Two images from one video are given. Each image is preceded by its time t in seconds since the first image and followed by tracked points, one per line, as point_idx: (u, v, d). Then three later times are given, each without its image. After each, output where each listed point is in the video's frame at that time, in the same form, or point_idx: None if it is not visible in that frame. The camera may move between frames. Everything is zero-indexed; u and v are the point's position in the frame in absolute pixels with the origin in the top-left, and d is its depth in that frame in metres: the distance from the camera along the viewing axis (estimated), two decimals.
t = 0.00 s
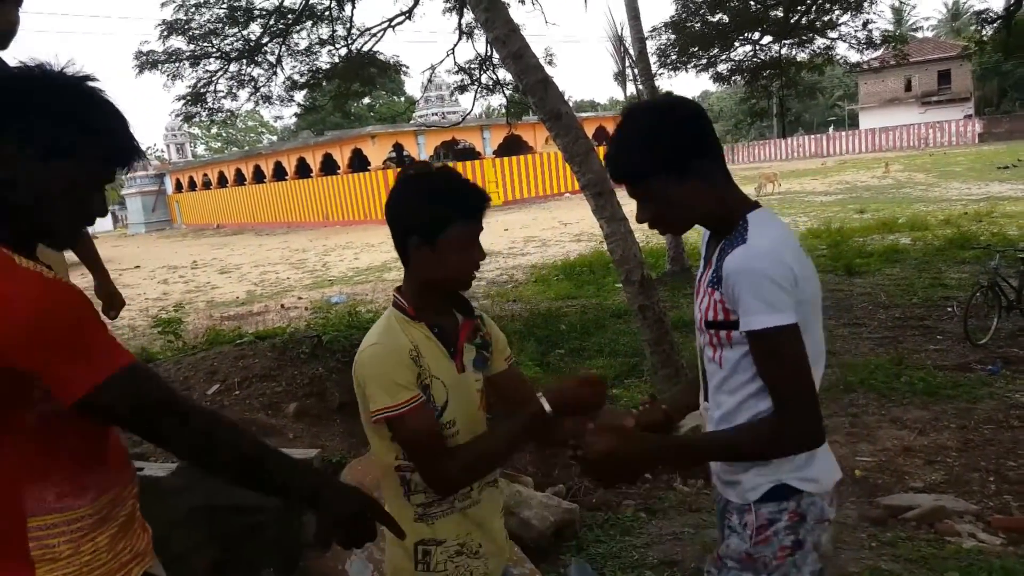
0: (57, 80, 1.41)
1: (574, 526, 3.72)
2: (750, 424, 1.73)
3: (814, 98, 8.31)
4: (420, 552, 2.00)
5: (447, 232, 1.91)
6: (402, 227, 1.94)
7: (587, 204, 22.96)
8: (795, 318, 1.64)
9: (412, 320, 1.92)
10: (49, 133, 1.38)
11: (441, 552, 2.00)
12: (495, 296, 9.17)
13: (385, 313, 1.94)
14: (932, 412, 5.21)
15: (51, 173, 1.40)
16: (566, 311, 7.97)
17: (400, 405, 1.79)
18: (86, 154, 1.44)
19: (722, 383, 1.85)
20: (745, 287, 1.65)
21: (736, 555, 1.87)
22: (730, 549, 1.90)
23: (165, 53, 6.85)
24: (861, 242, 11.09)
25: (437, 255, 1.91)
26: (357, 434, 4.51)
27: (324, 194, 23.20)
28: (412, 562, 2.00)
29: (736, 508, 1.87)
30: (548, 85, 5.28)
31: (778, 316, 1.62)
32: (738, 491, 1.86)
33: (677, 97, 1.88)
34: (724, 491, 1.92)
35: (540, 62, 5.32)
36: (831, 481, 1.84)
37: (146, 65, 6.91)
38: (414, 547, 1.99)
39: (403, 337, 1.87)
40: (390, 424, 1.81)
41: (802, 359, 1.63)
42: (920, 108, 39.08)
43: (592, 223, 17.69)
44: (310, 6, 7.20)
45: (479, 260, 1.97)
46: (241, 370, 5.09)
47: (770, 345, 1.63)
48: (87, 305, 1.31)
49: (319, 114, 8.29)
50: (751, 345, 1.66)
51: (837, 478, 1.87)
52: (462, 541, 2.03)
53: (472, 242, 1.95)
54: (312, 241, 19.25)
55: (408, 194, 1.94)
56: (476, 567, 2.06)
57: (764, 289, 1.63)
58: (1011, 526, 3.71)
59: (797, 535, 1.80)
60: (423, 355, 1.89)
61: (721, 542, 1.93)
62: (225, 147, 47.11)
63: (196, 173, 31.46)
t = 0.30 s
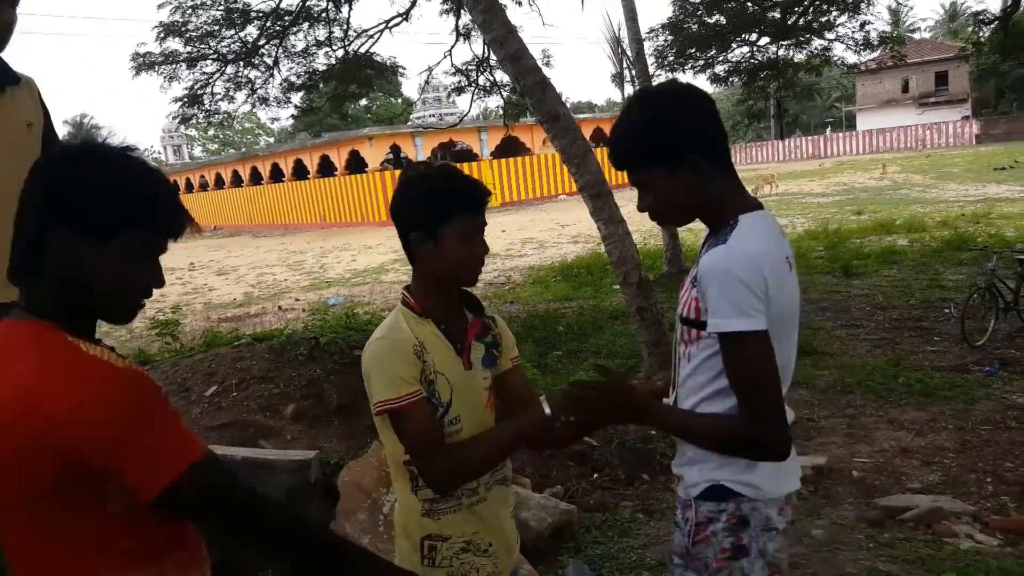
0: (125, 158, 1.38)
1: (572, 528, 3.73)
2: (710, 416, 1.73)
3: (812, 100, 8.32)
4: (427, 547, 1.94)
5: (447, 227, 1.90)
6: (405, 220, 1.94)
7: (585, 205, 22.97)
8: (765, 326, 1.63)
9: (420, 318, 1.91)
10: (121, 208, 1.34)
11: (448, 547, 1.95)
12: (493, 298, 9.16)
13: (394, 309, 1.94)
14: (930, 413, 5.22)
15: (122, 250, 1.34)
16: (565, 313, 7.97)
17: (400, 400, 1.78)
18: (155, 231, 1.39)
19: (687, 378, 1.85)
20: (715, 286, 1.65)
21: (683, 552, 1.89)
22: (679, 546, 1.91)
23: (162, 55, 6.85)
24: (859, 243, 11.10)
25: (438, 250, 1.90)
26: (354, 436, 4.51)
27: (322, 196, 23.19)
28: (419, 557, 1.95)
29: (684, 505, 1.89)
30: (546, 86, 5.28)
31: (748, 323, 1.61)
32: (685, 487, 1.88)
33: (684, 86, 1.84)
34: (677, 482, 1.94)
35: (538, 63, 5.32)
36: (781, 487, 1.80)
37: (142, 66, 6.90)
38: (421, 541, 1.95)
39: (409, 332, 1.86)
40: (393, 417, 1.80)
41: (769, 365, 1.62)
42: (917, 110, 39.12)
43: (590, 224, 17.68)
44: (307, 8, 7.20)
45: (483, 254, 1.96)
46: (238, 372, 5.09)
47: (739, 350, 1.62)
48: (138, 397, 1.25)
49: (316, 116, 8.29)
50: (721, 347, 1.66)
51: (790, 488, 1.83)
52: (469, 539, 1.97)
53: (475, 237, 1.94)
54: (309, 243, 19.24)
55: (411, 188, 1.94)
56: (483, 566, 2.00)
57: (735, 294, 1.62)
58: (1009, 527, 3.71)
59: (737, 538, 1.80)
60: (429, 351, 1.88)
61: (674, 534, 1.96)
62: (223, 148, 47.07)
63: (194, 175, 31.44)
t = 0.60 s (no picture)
0: (152, 160, 1.29)
1: (567, 529, 3.75)
2: (710, 416, 1.76)
3: (806, 101, 8.35)
4: (429, 547, 1.96)
5: (446, 224, 1.91)
6: (405, 223, 1.96)
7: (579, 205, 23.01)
8: (772, 331, 1.65)
9: (423, 316, 1.93)
10: (136, 213, 1.25)
11: (450, 548, 1.96)
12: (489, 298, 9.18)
13: (397, 307, 1.96)
14: (922, 413, 5.25)
15: (154, 252, 1.26)
16: (560, 313, 8.00)
17: (404, 394, 1.78)
18: (186, 238, 1.29)
19: (691, 382, 1.86)
20: (726, 290, 1.67)
21: (679, 549, 1.91)
22: (676, 543, 1.93)
23: (156, 55, 6.86)
24: (853, 244, 11.14)
25: (438, 250, 1.92)
26: (349, 437, 4.53)
27: (317, 196, 23.18)
28: (421, 557, 1.96)
29: (684, 503, 1.90)
30: (541, 87, 5.29)
31: (757, 325, 1.63)
32: (686, 485, 1.89)
33: (694, 105, 1.88)
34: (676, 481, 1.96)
35: (533, 65, 5.34)
36: (778, 488, 1.82)
37: (136, 66, 6.91)
38: (424, 542, 1.96)
39: (413, 330, 1.88)
40: (397, 412, 1.79)
41: (774, 368, 1.64)
42: (911, 111, 39.23)
43: (585, 225, 17.69)
44: (302, 8, 7.21)
45: (483, 250, 1.97)
46: (233, 373, 5.11)
47: (747, 353, 1.64)
48: (179, 421, 1.19)
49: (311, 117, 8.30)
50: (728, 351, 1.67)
51: (786, 489, 1.85)
52: (471, 539, 1.98)
53: (474, 233, 1.95)
54: (304, 243, 19.23)
55: (409, 191, 1.96)
56: (484, 566, 2.01)
57: (744, 298, 1.64)
58: (1001, 526, 3.74)
59: (734, 535, 1.82)
60: (433, 348, 1.90)
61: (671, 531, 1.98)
62: (217, 148, 46.98)
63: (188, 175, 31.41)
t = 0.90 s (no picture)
0: (153, 158, 1.27)
1: (560, 532, 3.76)
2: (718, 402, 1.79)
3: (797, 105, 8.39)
4: (429, 550, 1.96)
5: (444, 226, 1.92)
6: (403, 224, 1.97)
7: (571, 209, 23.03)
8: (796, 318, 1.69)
9: (423, 318, 1.94)
10: (137, 214, 1.22)
11: (450, 550, 1.97)
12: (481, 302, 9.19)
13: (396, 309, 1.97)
14: (913, 416, 5.27)
15: (162, 251, 1.24)
16: (553, 317, 8.01)
17: (405, 391, 1.78)
18: (186, 233, 1.26)
19: (711, 376, 1.87)
20: (752, 279, 1.70)
21: (704, 536, 1.91)
22: (700, 530, 1.93)
23: (148, 57, 6.85)
24: (844, 247, 11.18)
25: (438, 251, 1.93)
26: (341, 440, 4.53)
27: (309, 199, 23.16)
28: (421, 560, 1.97)
29: (708, 491, 1.91)
30: (533, 91, 5.30)
31: (782, 310, 1.66)
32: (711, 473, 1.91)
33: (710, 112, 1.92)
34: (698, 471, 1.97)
35: (525, 68, 5.34)
36: (799, 475, 1.87)
37: (127, 69, 6.90)
38: (424, 544, 1.96)
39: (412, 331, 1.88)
40: (396, 410, 1.79)
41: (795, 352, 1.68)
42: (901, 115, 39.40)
43: (578, 228, 17.70)
44: (294, 12, 7.21)
45: (482, 251, 1.98)
46: (224, 377, 5.10)
47: (772, 337, 1.67)
48: (189, 433, 1.15)
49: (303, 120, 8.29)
50: (750, 338, 1.70)
51: (803, 478, 1.90)
52: (471, 543, 1.99)
53: (472, 235, 1.96)
54: (296, 247, 19.20)
55: (407, 192, 1.98)
56: (484, 569, 2.02)
57: (771, 284, 1.68)
58: (992, 528, 3.76)
59: (761, 522, 1.84)
60: (433, 349, 1.90)
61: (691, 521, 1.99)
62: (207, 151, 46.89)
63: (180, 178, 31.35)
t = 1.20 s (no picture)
0: (139, 157, 1.26)
1: (553, 534, 3.76)
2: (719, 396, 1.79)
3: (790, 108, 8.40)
4: (428, 551, 1.96)
5: (437, 229, 1.92)
6: (396, 226, 1.97)
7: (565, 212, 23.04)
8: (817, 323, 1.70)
9: (416, 320, 1.94)
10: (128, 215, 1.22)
11: (449, 552, 1.96)
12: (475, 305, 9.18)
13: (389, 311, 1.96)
14: (906, 418, 5.29)
15: (152, 252, 1.24)
16: (547, 320, 8.00)
17: (402, 390, 1.77)
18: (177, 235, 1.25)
19: (732, 374, 1.89)
20: (781, 278, 1.72)
21: (742, 547, 1.91)
22: (734, 542, 1.93)
23: (140, 60, 6.83)
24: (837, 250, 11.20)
25: (433, 255, 1.93)
26: (335, 443, 4.52)
27: (302, 202, 23.12)
28: (420, 562, 1.96)
29: (734, 500, 1.91)
30: (527, 94, 5.30)
31: (803, 311, 1.68)
32: (735, 483, 1.90)
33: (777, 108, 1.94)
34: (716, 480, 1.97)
35: (519, 71, 5.34)
36: (820, 475, 1.90)
37: (120, 71, 6.88)
38: (422, 546, 1.96)
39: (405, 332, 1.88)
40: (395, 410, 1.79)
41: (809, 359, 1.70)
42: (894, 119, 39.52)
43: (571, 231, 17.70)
44: (288, 14, 7.20)
45: (473, 255, 1.98)
46: (217, 380, 5.09)
47: (790, 338, 1.68)
48: (178, 443, 1.14)
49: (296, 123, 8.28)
50: (768, 335, 1.71)
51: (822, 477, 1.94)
52: (470, 544, 1.99)
53: (464, 239, 1.96)
54: (289, 249, 19.16)
55: (399, 194, 1.97)
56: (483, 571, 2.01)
57: (795, 284, 1.70)
58: (984, 530, 3.77)
59: (793, 526, 1.86)
60: (428, 350, 1.90)
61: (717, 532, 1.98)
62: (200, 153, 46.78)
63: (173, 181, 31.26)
